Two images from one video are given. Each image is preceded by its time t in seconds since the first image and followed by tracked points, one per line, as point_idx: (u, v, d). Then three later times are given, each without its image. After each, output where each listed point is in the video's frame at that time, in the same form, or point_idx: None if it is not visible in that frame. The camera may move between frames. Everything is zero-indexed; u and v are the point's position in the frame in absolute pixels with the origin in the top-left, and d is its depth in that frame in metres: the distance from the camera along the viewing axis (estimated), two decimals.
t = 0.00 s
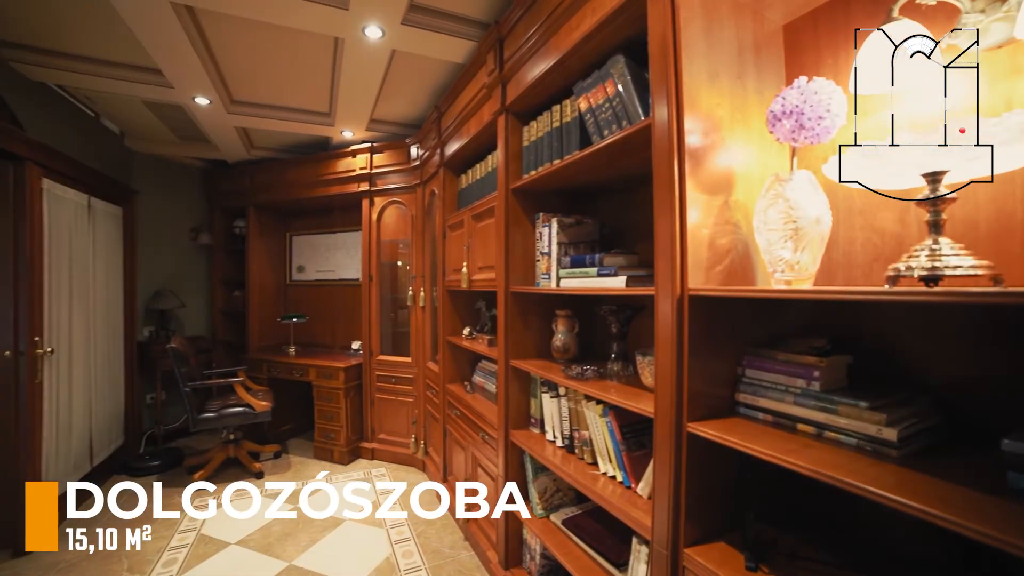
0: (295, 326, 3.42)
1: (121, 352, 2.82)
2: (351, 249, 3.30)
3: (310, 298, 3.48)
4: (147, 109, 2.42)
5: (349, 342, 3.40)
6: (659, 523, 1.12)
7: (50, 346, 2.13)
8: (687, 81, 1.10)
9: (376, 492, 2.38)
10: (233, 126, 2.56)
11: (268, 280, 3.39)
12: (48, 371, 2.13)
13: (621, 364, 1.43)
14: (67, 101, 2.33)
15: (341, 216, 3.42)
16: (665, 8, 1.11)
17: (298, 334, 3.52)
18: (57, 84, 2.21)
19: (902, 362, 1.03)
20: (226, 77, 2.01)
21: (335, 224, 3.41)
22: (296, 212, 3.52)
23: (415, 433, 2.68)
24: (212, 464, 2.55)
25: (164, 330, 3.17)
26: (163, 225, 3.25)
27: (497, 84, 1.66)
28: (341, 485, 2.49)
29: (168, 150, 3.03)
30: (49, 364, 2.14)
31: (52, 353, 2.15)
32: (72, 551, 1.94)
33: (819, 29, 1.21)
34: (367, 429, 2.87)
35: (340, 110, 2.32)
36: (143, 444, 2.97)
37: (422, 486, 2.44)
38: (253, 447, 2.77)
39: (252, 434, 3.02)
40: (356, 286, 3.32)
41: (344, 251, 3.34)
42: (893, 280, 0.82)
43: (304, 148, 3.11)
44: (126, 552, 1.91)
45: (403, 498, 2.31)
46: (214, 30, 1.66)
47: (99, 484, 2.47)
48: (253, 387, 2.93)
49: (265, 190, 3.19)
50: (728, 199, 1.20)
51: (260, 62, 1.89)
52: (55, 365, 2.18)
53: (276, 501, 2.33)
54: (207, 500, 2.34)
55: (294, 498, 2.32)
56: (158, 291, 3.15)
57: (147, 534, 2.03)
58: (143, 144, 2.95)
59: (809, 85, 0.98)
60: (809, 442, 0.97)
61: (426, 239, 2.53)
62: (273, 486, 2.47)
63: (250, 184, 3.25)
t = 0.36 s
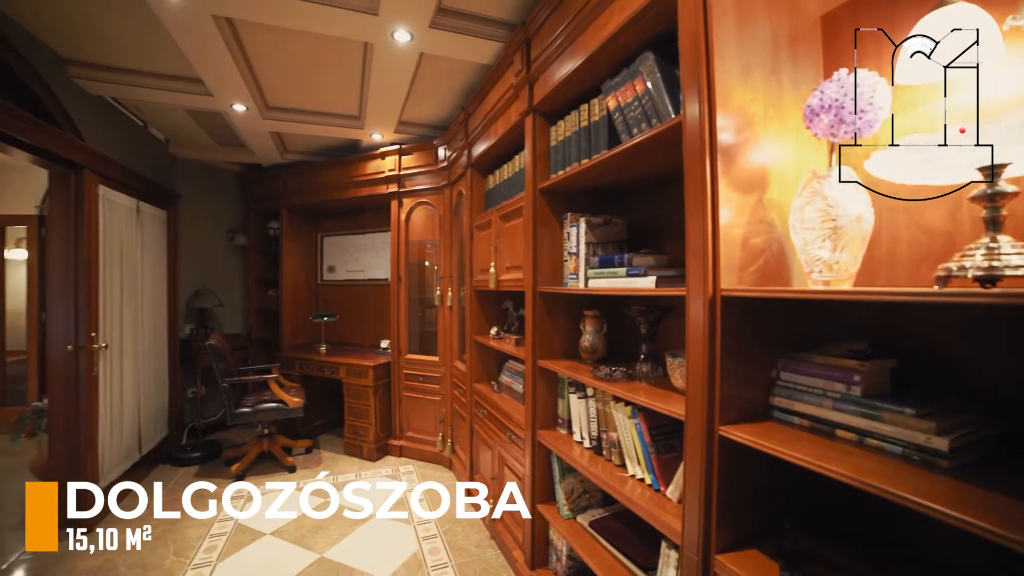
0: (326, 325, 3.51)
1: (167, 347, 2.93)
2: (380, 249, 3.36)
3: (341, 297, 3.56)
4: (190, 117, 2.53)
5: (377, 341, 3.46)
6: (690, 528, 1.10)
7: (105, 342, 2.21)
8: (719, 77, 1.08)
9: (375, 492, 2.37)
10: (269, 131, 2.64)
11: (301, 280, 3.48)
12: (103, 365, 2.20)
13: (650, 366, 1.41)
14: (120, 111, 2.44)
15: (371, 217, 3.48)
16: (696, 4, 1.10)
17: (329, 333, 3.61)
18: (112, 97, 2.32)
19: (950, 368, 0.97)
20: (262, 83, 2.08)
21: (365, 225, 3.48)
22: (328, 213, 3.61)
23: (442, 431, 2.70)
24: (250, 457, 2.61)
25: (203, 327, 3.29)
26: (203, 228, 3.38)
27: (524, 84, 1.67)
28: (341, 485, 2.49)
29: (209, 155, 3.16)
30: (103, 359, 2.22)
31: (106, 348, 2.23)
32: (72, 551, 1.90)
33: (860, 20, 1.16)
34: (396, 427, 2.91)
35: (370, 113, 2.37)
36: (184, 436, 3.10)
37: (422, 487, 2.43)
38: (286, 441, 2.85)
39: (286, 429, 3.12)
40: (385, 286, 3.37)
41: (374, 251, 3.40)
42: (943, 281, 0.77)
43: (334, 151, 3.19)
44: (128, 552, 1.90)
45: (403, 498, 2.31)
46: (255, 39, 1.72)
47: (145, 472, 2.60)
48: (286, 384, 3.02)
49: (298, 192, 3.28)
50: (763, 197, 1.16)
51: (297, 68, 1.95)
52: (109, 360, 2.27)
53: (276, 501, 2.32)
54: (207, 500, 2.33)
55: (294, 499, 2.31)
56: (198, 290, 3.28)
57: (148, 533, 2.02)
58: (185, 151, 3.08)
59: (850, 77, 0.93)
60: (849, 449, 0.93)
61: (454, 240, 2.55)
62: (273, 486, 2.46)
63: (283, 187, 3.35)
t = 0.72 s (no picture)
0: (355, 324, 3.58)
1: (208, 343, 3.03)
2: (408, 249, 3.40)
3: (370, 297, 3.63)
4: (228, 124, 2.64)
5: (405, 340, 3.50)
6: (721, 534, 1.07)
7: (153, 339, 2.29)
8: (753, 71, 1.05)
9: (375, 492, 2.37)
10: (301, 135, 2.71)
11: (332, 280, 3.56)
12: (151, 361, 2.28)
13: (680, 367, 1.42)
14: (166, 119, 2.55)
15: (400, 218, 3.53)
16: None
17: (358, 332, 3.68)
18: (158, 107, 2.42)
19: (1008, 375, 0.91)
20: (296, 90, 2.14)
21: (393, 225, 3.53)
22: (357, 214, 3.68)
23: (469, 429, 2.71)
24: (283, 452, 2.68)
25: (240, 325, 3.41)
26: (240, 230, 3.51)
27: (552, 84, 1.67)
28: (341, 485, 2.49)
29: (245, 160, 3.28)
30: (151, 355, 2.29)
31: (154, 345, 2.30)
32: (71, 551, 1.88)
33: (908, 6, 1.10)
34: (423, 425, 2.95)
35: (399, 116, 2.41)
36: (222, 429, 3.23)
37: (422, 487, 2.43)
38: (318, 437, 2.93)
39: (317, 425, 3.20)
40: (413, 286, 3.41)
41: (402, 252, 3.44)
42: (1002, 281, 0.72)
43: (364, 153, 3.25)
44: (128, 551, 1.88)
45: (403, 497, 2.31)
46: (292, 47, 1.78)
47: (188, 462, 2.72)
48: (318, 381, 3.10)
49: (330, 194, 3.36)
50: (801, 194, 1.12)
51: (332, 73, 2.00)
52: (157, 357, 2.35)
53: (276, 500, 2.31)
54: (207, 499, 2.31)
55: (293, 498, 2.30)
56: (236, 289, 3.40)
57: (148, 533, 2.01)
58: (223, 156, 3.21)
59: (896, 67, 0.88)
60: (893, 458, 0.88)
61: (481, 239, 2.56)
62: (273, 486, 2.45)
63: (315, 189, 3.44)
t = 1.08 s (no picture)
0: (384, 323, 3.65)
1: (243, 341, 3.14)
2: (436, 250, 3.43)
3: (398, 297, 3.68)
4: (263, 129, 2.73)
5: (433, 339, 3.54)
6: (754, 542, 1.04)
7: (194, 336, 2.39)
8: (788, 63, 1.00)
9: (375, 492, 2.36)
10: (332, 138, 2.78)
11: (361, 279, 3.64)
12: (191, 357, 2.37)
13: (711, 370, 1.39)
14: (206, 127, 2.65)
15: (428, 218, 3.57)
16: None
17: (387, 331, 3.74)
18: (199, 115, 2.52)
19: None
20: (327, 95, 2.20)
21: (421, 226, 3.57)
22: (386, 215, 3.74)
23: (495, 429, 2.72)
24: (314, 447, 2.75)
25: (274, 324, 3.52)
26: (274, 231, 3.62)
27: (579, 83, 1.67)
28: (341, 485, 2.48)
29: (279, 164, 3.38)
30: (192, 352, 2.38)
31: (194, 341, 2.39)
32: (72, 551, 1.87)
33: None
34: (451, 424, 2.97)
35: (426, 118, 2.44)
36: (257, 424, 3.35)
37: (422, 488, 2.42)
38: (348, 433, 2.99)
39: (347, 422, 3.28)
40: (440, 286, 3.43)
41: (429, 252, 3.47)
42: None
43: (393, 154, 3.30)
44: (129, 551, 1.87)
45: (403, 498, 2.30)
46: (327, 53, 1.82)
47: (226, 454, 2.84)
48: (349, 378, 3.18)
49: (360, 196, 3.42)
50: (838, 190, 1.04)
51: (367, 78, 2.04)
52: (197, 353, 2.45)
53: (276, 501, 2.31)
54: (207, 499, 2.31)
55: (293, 499, 2.30)
56: (270, 289, 3.51)
57: (148, 533, 1.99)
58: (258, 160, 3.32)
59: (946, 55, 0.83)
60: (943, 468, 0.83)
61: (508, 239, 2.57)
62: (273, 486, 2.45)
63: (345, 191, 3.52)
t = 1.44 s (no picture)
0: (412, 323, 3.70)
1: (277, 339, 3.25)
2: (462, 250, 3.45)
3: (425, 297, 3.72)
4: (295, 134, 2.81)
5: (460, 339, 3.56)
6: (789, 552, 1.00)
7: (231, 334, 2.48)
8: (826, 52, 0.95)
9: (375, 492, 2.36)
10: (361, 141, 2.83)
11: (390, 279, 3.70)
12: (229, 354, 2.47)
13: (742, 372, 1.36)
14: (243, 133, 2.76)
15: (455, 219, 3.61)
16: None
17: (414, 330, 3.79)
18: (236, 122, 2.61)
19: None
20: (357, 99, 2.25)
21: (448, 227, 3.61)
22: (414, 216, 3.79)
23: (521, 429, 2.72)
24: (344, 443, 2.82)
25: (305, 323, 3.63)
26: (306, 233, 3.73)
27: (606, 82, 1.66)
28: (342, 484, 2.47)
29: (311, 167, 3.48)
30: (230, 349, 2.47)
31: (231, 339, 2.48)
32: (72, 551, 1.88)
33: None
34: (477, 423, 2.99)
35: (454, 119, 2.47)
36: (290, 419, 3.46)
37: (421, 488, 2.41)
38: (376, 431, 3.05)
39: (377, 420, 3.35)
40: (467, 286, 3.46)
41: (456, 252, 3.50)
42: None
43: (421, 156, 3.34)
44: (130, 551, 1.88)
45: (403, 498, 2.29)
46: (361, 58, 1.87)
47: (261, 448, 2.94)
48: (378, 377, 3.24)
49: (390, 197, 3.48)
50: (878, 187, 0.98)
51: (401, 82, 2.08)
52: (234, 351, 2.54)
53: (276, 501, 2.31)
54: (207, 499, 2.31)
55: (293, 498, 2.30)
56: (302, 288, 3.62)
57: (149, 533, 2.00)
58: (291, 164, 3.43)
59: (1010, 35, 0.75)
60: (999, 482, 0.76)
61: (535, 239, 2.56)
62: (273, 486, 2.45)
63: (375, 192, 3.58)
